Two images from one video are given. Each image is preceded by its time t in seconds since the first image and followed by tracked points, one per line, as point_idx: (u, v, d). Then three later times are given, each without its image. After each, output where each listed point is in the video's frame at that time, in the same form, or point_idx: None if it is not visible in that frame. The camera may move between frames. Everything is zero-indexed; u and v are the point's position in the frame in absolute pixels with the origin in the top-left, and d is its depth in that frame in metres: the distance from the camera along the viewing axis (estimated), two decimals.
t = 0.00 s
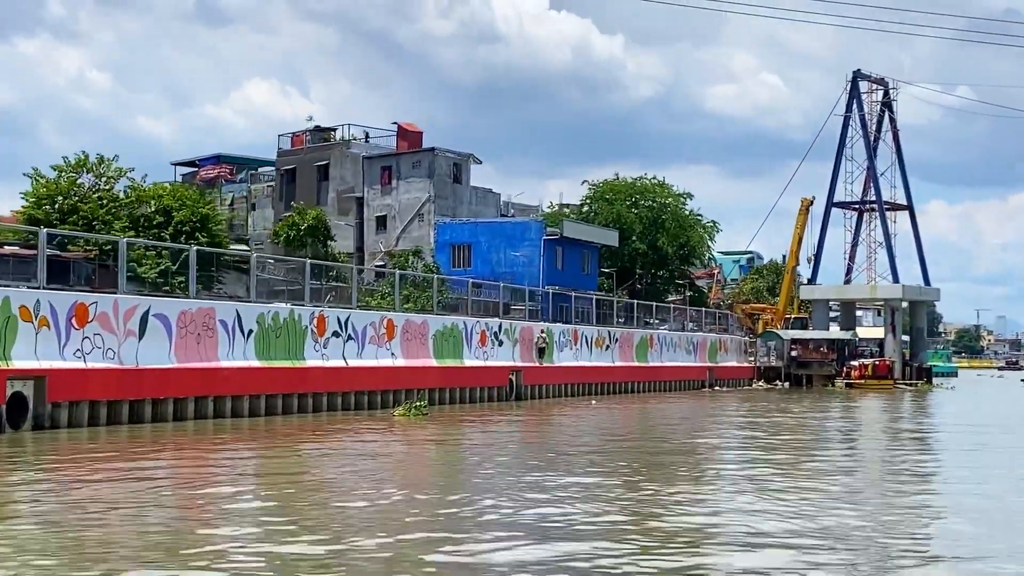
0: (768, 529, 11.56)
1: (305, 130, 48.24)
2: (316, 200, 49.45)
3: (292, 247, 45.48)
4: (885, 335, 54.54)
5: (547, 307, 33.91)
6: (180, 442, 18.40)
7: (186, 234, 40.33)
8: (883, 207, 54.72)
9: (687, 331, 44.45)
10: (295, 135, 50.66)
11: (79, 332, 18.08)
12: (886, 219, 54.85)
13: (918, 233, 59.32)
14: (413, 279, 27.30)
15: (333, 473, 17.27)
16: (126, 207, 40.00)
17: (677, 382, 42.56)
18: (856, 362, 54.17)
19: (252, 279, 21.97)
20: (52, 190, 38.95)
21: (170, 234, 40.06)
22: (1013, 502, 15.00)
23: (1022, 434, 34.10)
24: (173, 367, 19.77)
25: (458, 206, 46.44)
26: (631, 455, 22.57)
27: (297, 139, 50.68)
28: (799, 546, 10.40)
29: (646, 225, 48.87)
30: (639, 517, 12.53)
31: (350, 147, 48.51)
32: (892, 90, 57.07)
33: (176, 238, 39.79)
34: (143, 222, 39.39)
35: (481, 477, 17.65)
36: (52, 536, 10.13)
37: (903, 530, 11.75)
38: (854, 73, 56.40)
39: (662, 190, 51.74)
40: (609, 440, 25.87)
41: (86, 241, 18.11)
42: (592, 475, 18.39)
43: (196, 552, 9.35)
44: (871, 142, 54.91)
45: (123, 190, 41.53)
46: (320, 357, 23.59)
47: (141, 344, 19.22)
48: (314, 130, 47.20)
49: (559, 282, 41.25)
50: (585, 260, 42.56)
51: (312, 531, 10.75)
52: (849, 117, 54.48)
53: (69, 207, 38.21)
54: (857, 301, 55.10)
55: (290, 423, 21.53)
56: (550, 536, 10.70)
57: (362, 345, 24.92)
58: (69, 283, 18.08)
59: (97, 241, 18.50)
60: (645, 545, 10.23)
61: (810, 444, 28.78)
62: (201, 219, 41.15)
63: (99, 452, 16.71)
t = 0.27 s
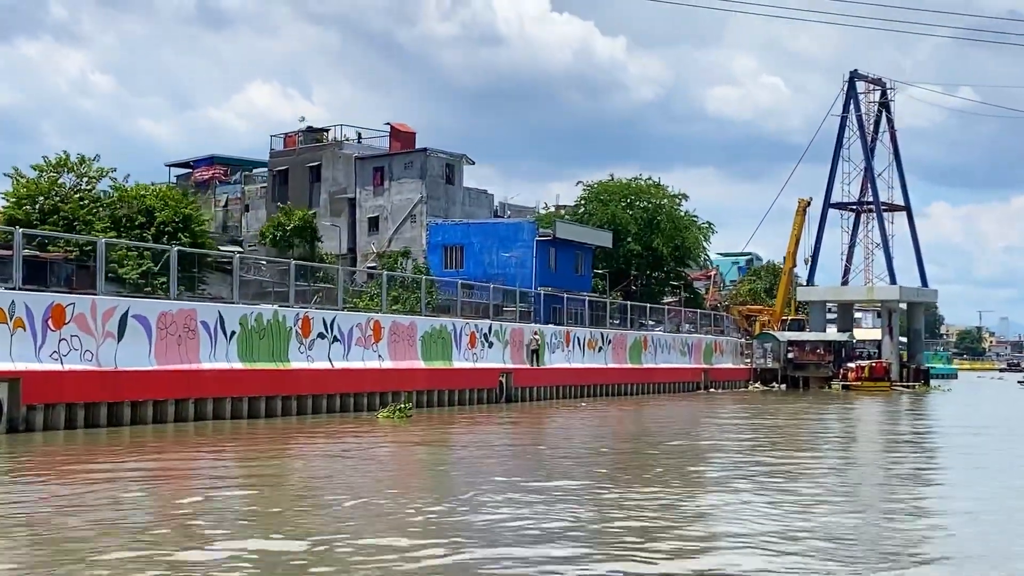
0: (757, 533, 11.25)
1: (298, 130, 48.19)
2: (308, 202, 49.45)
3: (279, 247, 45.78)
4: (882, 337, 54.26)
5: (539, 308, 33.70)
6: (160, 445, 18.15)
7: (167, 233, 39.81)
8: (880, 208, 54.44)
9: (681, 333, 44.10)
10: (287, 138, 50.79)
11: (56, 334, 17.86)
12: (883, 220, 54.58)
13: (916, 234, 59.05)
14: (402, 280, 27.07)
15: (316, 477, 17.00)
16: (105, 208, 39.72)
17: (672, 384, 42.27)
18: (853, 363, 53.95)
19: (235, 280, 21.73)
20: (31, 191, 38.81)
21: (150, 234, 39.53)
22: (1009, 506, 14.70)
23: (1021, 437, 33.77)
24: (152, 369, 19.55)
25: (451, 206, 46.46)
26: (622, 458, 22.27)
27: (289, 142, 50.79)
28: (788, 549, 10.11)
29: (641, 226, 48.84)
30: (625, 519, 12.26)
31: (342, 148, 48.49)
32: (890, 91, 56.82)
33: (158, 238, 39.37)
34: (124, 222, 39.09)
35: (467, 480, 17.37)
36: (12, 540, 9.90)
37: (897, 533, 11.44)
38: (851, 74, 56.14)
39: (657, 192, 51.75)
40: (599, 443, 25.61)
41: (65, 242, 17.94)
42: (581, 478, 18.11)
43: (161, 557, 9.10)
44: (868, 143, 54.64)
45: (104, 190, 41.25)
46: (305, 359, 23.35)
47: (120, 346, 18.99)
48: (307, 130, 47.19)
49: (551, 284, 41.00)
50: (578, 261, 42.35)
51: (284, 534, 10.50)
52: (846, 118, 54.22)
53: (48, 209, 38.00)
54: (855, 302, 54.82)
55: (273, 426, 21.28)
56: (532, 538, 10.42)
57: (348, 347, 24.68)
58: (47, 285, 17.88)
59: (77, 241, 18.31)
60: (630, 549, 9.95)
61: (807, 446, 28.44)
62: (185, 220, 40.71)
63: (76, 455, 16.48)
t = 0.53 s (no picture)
0: (742, 536, 10.96)
1: (290, 130, 48.06)
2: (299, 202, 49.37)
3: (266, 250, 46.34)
4: (878, 338, 54.03)
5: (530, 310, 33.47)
6: (137, 448, 17.86)
7: (148, 232, 39.89)
8: (876, 208, 54.19)
9: (675, 334, 43.94)
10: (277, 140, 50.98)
11: (31, 335, 17.61)
12: (879, 221, 54.33)
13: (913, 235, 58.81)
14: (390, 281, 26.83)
15: (298, 479, 16.73)
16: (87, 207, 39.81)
17: (665, 386, 42.04)
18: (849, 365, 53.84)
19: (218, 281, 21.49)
20: (11, 190, 38.64)
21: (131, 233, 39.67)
22: (1005, 508, 14.41)
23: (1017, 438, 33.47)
24: (130, 371, 19.30)
25: (443, 206, 46.42)
26: (612, 459, 21.99)
27: (279, 143, 50.95)
28: (775, 552, 9.82)
29: (635, 226, 48.80)
30: (610, 522, 11.97)
31: (334, 148, 48.36)
32: (886, 91, 56.59)
33: (139, 239, 39.47)
34: (105, 223, 39.21)
35: (452, 483, 17.08)
36: None
37: (889, 536, 11.15)
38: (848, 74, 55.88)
39: (651, 192, 51.61)
40: (588, 444, 25.31)
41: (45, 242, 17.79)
42: (568, 480, 17.83)
43: (121, 563, 8.82)
44: (864, 143, 54.40)
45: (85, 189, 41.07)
46: (289, 361, 23.10)
47: (97, 348, 18.74)
48: (299, 131, 47.08)
49: (544, 285, 40.72)
50: (571, 261, 42.12)
51: (256, 539, 10.22)
52: (842, 118, 53.98)
53: (29, 208, 37.85)
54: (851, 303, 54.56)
55: (255, 429, 21.00)
56: (511, 542, 10.14)
57: (334, 348, 24.43)
58: (25, 286, 17.67)
59: (56, 241, 18.13)
60: (611, 553, 9.67)
61: (801, 448, 28.15)
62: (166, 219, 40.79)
63: (50, 459, 16.19)
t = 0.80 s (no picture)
0: (720, 537, 10.71)
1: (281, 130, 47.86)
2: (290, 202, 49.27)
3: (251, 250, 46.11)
4: (873, 338, 53.77)
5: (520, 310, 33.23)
6: (114, 450, 17.61)
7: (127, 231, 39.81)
8: (871, 208, 53.92)
9: (668, 334, 43.67)
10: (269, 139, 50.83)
11: (5, 336, 17.35)
12: (874, 221, 54.06)
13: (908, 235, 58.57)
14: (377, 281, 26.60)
15: (279, 482, 16.47)
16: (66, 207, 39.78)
17: (658, 387, 41.81)
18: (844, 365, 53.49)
19: (199, 281, 21.24)
20: None
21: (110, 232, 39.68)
22: (1000, 509, 14.14)
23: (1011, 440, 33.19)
24: (107, 371, 19.06)
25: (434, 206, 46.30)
26: (601, 460, 21.74)
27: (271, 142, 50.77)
28: (760, 553, 9.56)
29: (628, 226, 48.55)
30: (592, 524, 11.71)
31: (324, 148, 48.18)
32: (881, 90, 56.35)
33: (118, 238, 39.34)
34: (84, 222, 39.13)
35: (437, 485, 16.83)
36: None
37: (876, 537, 10.89)
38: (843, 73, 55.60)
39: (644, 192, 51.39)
40: (575, 445, 25.06)
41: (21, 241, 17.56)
42: (555, 482, 17.56)
43: (75, 566, 8.59)
44: (859, 143, 54.12)
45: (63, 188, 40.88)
46: (271, 362, 22.86)
47: (73, 349, 18.49)
48: (289, 131, 46.89)
49: (535, 285, 40.51)
50: (562, 261, 41.90)
51: (222, 541, 9.97)
52: (837, 118, 53.69)
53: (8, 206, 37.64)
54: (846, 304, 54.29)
55: (236, 431, 20.75)
56: (484, 544, 9.88)
57: (317, 349, 24.19)
58: None
59: (32, 241, 17.89)
60: (591, 555, 9.41)
61: (792, 449, 27.86)
62: (146, 219, 40.69)
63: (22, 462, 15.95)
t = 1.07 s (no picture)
0: (693, 538, 10.46)
1: (270, 130, 47.63)
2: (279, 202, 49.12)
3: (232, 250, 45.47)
4: (866, 338, 53.53)
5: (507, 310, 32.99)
6: (88, 451, 17.35)
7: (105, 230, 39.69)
8: (863, 208, 53.66)
9: (659, 334, 43.42)
10: (259, 138, 50.63)
11: None
12: (867, 221, 53.80)
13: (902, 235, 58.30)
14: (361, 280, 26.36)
15: (255, 483, 16.21)
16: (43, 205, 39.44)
17: (648, 387, 41.56)
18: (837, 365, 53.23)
19: (177, 281, 20.99)
20: None
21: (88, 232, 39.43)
22: (984, 511, 13.89)
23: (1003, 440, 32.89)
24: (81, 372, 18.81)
25: (423, 206, 46.11)
26: (585, 462, 21.47)
27: (261, 142, 50.62)
28: (730, 556, 9.31)
29: (620, 226, 48.42)
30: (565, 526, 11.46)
31: (313, 147, 47.97)
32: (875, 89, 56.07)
33: (95, 238, 39.20)
34: (61, 221, 38.96)
35: (415, 486, 16.58)
36: None
37: (853, 539, 10.64)
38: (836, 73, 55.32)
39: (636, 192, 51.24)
40: (561, 446, 24.79)
41: None
42: (536, 483, 17.30)
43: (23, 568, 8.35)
44: (852, 142, 53.85)
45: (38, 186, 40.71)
46: (251, 363, 22.61)
47: (47, 349, 18.23)
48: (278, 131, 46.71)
49: (524, 285, 40.27)
50: (552, 261, 41.67)
51: (182, 543, 9.73)
52: (830, 117, 53.40)
53: None
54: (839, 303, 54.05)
55: (215, 432, 20.49)
56: (450, 546, 9.64)
57: (299, 349, 23.93)
58: None
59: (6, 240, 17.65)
60: (560, 556, 9.15)
61: (781, 450, 27.59)
62: (123, 218, 40.64)
63: None
